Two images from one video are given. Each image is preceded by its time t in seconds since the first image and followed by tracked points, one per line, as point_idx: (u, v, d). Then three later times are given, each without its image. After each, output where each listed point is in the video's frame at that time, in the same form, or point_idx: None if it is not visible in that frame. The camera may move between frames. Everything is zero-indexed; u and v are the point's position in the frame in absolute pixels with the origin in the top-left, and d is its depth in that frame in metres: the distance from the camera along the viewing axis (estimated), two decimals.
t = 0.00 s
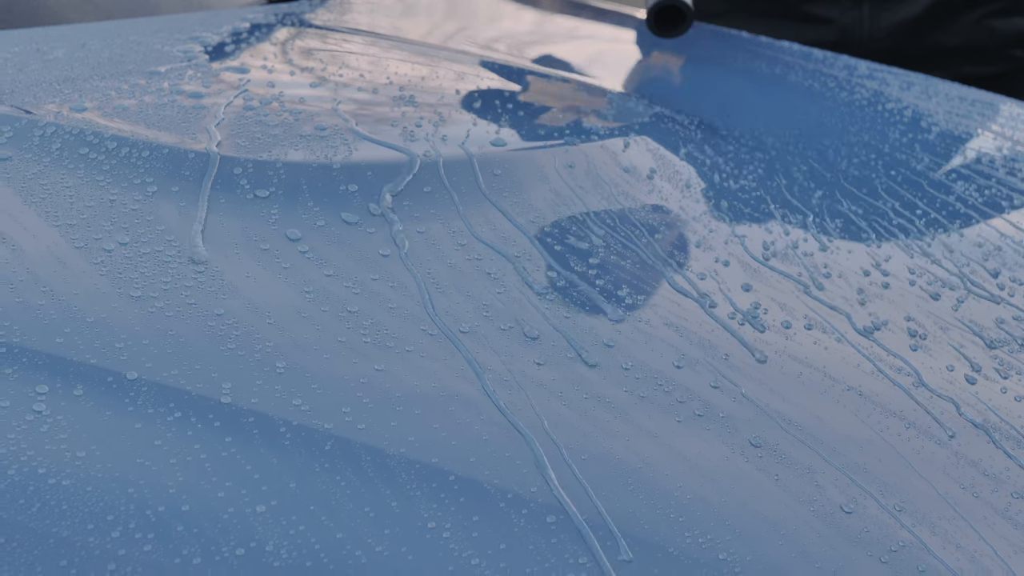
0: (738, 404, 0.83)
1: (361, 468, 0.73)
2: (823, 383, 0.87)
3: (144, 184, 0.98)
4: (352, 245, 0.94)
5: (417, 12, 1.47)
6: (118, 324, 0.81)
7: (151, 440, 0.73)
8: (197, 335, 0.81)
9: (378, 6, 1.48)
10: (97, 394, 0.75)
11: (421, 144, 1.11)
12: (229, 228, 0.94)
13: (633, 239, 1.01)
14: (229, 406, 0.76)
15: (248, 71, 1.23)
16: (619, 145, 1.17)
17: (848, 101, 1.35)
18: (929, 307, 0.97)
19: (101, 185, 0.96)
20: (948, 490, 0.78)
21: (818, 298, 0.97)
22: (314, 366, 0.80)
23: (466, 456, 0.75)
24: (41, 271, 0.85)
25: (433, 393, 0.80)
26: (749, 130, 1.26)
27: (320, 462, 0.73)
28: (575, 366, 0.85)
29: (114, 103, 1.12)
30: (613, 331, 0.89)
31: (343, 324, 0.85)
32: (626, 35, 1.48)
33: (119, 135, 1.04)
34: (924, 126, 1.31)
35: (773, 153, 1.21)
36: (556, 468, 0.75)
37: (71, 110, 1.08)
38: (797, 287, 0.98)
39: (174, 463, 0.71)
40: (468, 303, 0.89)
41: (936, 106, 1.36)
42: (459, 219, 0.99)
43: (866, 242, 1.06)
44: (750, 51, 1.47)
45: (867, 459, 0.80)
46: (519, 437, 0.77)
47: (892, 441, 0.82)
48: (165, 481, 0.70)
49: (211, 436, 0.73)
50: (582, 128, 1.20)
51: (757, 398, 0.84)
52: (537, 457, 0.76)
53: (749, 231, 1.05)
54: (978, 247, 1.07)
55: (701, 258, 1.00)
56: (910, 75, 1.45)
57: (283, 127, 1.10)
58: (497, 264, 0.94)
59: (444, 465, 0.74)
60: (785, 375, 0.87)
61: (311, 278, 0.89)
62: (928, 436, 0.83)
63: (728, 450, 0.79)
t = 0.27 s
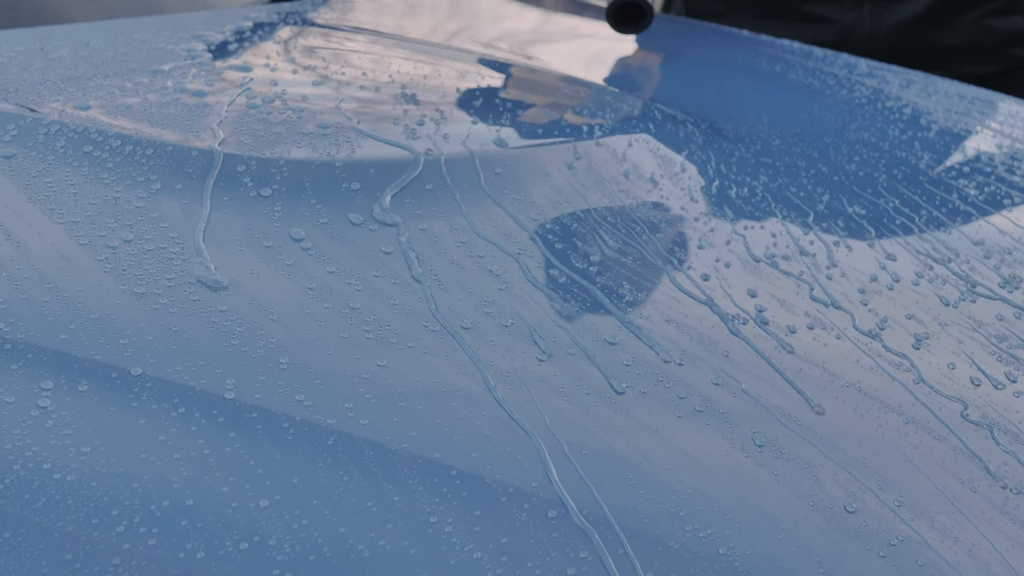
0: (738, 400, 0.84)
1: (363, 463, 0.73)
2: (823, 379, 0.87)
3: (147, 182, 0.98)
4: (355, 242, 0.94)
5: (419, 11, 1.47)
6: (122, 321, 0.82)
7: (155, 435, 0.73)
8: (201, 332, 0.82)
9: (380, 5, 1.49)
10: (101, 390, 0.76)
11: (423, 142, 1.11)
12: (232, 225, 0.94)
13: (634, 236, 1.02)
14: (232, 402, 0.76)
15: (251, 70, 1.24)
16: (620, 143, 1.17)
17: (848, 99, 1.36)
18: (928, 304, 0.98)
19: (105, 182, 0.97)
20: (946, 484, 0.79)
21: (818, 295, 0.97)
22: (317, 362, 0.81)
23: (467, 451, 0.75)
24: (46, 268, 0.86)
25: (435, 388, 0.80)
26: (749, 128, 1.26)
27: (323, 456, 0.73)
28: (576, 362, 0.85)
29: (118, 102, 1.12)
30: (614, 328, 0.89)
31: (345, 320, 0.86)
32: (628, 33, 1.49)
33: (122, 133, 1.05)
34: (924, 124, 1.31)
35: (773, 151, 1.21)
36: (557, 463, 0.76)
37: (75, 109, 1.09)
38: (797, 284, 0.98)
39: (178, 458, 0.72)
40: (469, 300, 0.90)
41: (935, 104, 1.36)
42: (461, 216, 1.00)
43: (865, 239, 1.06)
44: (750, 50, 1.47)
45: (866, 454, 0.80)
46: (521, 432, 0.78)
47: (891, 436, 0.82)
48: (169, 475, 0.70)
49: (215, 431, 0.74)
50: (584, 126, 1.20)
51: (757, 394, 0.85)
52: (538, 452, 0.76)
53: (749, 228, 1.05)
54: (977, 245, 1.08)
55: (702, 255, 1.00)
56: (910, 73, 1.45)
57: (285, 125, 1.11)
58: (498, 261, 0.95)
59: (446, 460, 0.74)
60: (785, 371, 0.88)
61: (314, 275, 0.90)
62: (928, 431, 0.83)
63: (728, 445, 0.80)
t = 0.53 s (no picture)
0: (737, 395, 0.84)
1: (365, 458, 0.74)
2: (822, 374, 0.88)
3: (151, 178, 0.99)
4: (357, 238, 0.95)
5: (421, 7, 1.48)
6: (126, 316, 0.83)
7: (158, 429, 0.74)
8: (204, 327, 0.83)
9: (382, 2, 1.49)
10: (105, 385, 0.76)
11: (424, 139, 1.12)
12: (235, 222, 0.95)
13: (634, 233, 1.02)
14: (236, 396, 0.77)
15: (253, 67, 1.24)
16: (621, 140, 1.18)
17: (847, 96, 1.36)
18: (927, 300, 0.98)
19: (109, 179, 0.98)
20: (944, 479, 0.79)
21: (818, 291, 0.98)
22: (319, 357, 0.82)
23: (469, 446, 0.76)
24: (50, 263, 0.87)
25: (437, 383, 0.81)
26: (749, 125, 1.27)
27: (325, 451, 0.74)
28: (577, 358, 0.86)
29: (122, 99, 1.13)
30: (614, 324, 0.90)
31: (348, 316, 0.86)
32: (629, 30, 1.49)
33: (126, 130, 1.05)
34: (923, 121, 1.31)
35: (773, 148, 1.22)
36: (558, 458, 0.76)
37: (78, 106, 1.09)
38: (797, 280, 0.99)
39: (182, 453, 0.72)
40: (471, 296, 0.90)
41: (935, 101, 1.37)
42: (462, 213, 1.00)
43: (864, 235, 1.07)
44: (751, 47, 1.47)
45: (865, 449, 0.81)
46: (522, 427, 0.78)
47: (890, 431, 0.83)
48: (172, 470, 0.71)
49: (218, 426, 0.74)
50: (585, 123, 1.21)
51: (756, 389, 0.85)
52: (539, 447, 0.77)
53: (749, 225, 1.06)
54: (976, 241, 1.08)
55: (702, 251, 1.01)
56: (910, 70, 1.46)
57: (287, 123, 1.11)
58: (499, 258, 0.95)
59: (448, 454, 0.75)
60: (784, 366, 0.88)
61: (316, 271, 0.90)
62: (926, 426, 0.84)
63: (728, 440, 0.80)
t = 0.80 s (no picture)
0: (738, 391, 0.85)
1: (369, 454, 0.75)
2: (821, 371, 0.88)
3: (155, 176, 0.99)
4: (360, 236, 0.96)
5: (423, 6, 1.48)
6: (131, 313, 0.83)
7: (164, 425, 0.74)
8: (209, 324, 0.83)
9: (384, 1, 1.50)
10: (111, 381, 0.77)
11: (426, 137, 1.13)
12: (239, 220, 0.96)
13: (635, 230, 1.03)
14: (240, 392, 0.77)
15: (256, 66, 1.25)
16: (622, 139, 1.18)
17: (847, 95, 1.37)
18: (926, 297, 0.99)
19: (114, 177, 0.98)
20: (943, 474, 0.80)
21: (818, 289, 0.98)
22: (323, 354, 0.82)
23: (472, 442, 0.77)
24: (56, 260, 0.87)
25: (439, 380, 0.82)
26: (749, 123, 1.27)
27: (329, 446, 0.75)
28: (579, 355, 0.86)
29: (126, 97, 1.13)
30: (616, 321, 0.90)
31: (351, 313, 0.87)
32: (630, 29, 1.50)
33: (130, 129, 1.06)
34: (923, 120, 1.32)
35: (773, 146, 1.22)
36: (560, 453, 0.77)
37: (83, 104, 1.10)
38: (796, 277, 1.00)
39: (187, 448, 0.73)
40: (473, 293, 0.91)
41: (934, 100, 1.37)
42: (464, 211, 1.01)
43: (864, 233, 1.08)
44: (752, 45, 1.48)
45: (864, 445, 0.82)
46: (525, 423, 0.79)
47: (889, 428, 0.84)
48: (178, 465, 0.71)
49: (223, 422, 0.75)
50: (586, 121, 1.21)
51: (757, 385, 0.86)
52: (541, 443, 0.77)
53: (748, 223, 1.06)
54: (974, 239, 1.09)
55: (702, 249, 1.02)
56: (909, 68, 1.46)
57: (291, 121, 1.12)
58: (501, 255, 0.96)
59: (451, 450, 0.76)
60: (784, 363, 0.89)
61: (319, 268, 0.91)
62: (925, 422, 0.85)
63: (728, 436, 0.81)
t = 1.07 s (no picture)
0: (739, 389, 0.86)
1: (373, 451, 0.75)
2: (822, 368, 0.89)
3: (160, 174, 1.00)
4: (363, 234, 0.96)
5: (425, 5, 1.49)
6: (137, 310, 0.84)
7: (169, 422, 0.75)
8: (213, 322, 0.84)
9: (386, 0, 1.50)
10: (116, 378, 0.78)
11: (429, 136, 1.13)
12: (243, 218, 0.96)
13: (636, 229, 1.04)
14: (245, 390, 0.78)
15: (259, 65, 1.25)
16: (623, 137, 1.19)
17: (847, 93, 1.37)
18: (926, 296, 0.99)
19: (119, 175, 0.99)
20: (943, 471, 0.80)
21: (818, 287, 0.99)
22: (326, 352, 0.83)
23: (474, 439, 0.77)
24: (61, 258, 0.88)
25: (442, 377, 0.82)
26: (750, 122, 1.28)
27: (333, 444, 0.75)
28: (580, 353, 0.87)
29: (130, 96, 1.14)
30: (617, 319, 0.91)
31: (355, 311, 0.87)
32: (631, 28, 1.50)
33: (135, 127, 1.06)
34: (922, 118, 1.32)
35: (774, 145, 1.23)
36: (563, 450, 0.77)
37: (88, 103, 1.11)
38: (797, 275, 1.00)
39: (192, 445, 0.73)
40: (475, 291, 0.91)
41: (934, 99, 1.38)
42: (466, 210, 1.02)
43: (864, 231, 1.08)
44: (752, 44, 1.48)
45: (865, 442, 0.82)
46: (527, 420, 0.79)
47: (889, 425, 0.84)
48: (183, 462, 0.72)
49: (228, 419, 0.76)
50: (588, 120, 1.22)
51: (758, 383, 0.86)
52: (544, 439, 0.78)
53: (749, 222, 1.07)
54: (974, 238, 1.10)
55: (704, 247, 1.02)
56: (909, 67, 1.47)
57: (293, 120, 1.12)
58: (504, 254, 0.97)
59: (454, 447, 0.76)
60: (785, 360, 0.89)
61: (323, 267, 0.92)
62: (925, 419, 0.85)
63: (729, 432, 0.81)
